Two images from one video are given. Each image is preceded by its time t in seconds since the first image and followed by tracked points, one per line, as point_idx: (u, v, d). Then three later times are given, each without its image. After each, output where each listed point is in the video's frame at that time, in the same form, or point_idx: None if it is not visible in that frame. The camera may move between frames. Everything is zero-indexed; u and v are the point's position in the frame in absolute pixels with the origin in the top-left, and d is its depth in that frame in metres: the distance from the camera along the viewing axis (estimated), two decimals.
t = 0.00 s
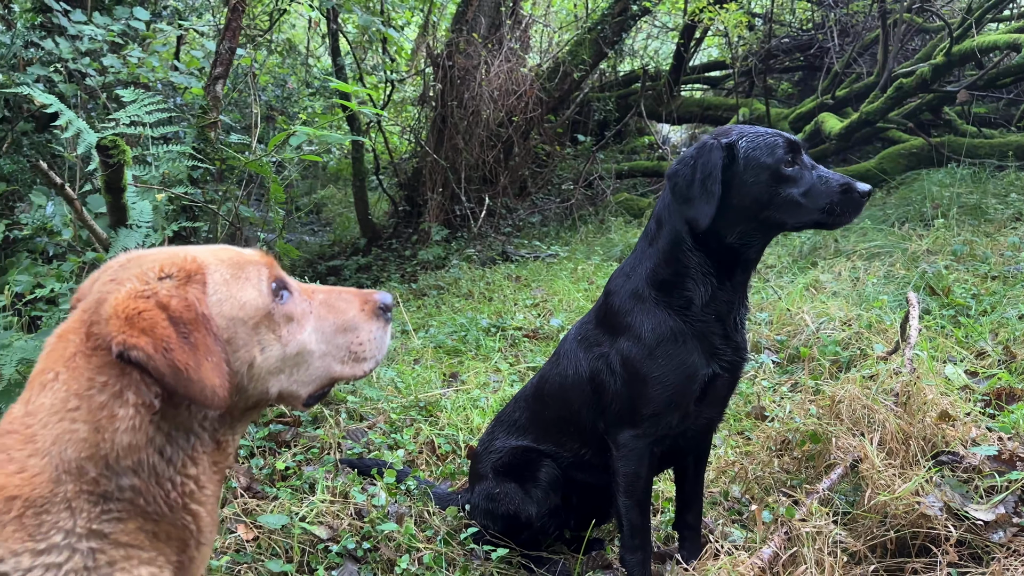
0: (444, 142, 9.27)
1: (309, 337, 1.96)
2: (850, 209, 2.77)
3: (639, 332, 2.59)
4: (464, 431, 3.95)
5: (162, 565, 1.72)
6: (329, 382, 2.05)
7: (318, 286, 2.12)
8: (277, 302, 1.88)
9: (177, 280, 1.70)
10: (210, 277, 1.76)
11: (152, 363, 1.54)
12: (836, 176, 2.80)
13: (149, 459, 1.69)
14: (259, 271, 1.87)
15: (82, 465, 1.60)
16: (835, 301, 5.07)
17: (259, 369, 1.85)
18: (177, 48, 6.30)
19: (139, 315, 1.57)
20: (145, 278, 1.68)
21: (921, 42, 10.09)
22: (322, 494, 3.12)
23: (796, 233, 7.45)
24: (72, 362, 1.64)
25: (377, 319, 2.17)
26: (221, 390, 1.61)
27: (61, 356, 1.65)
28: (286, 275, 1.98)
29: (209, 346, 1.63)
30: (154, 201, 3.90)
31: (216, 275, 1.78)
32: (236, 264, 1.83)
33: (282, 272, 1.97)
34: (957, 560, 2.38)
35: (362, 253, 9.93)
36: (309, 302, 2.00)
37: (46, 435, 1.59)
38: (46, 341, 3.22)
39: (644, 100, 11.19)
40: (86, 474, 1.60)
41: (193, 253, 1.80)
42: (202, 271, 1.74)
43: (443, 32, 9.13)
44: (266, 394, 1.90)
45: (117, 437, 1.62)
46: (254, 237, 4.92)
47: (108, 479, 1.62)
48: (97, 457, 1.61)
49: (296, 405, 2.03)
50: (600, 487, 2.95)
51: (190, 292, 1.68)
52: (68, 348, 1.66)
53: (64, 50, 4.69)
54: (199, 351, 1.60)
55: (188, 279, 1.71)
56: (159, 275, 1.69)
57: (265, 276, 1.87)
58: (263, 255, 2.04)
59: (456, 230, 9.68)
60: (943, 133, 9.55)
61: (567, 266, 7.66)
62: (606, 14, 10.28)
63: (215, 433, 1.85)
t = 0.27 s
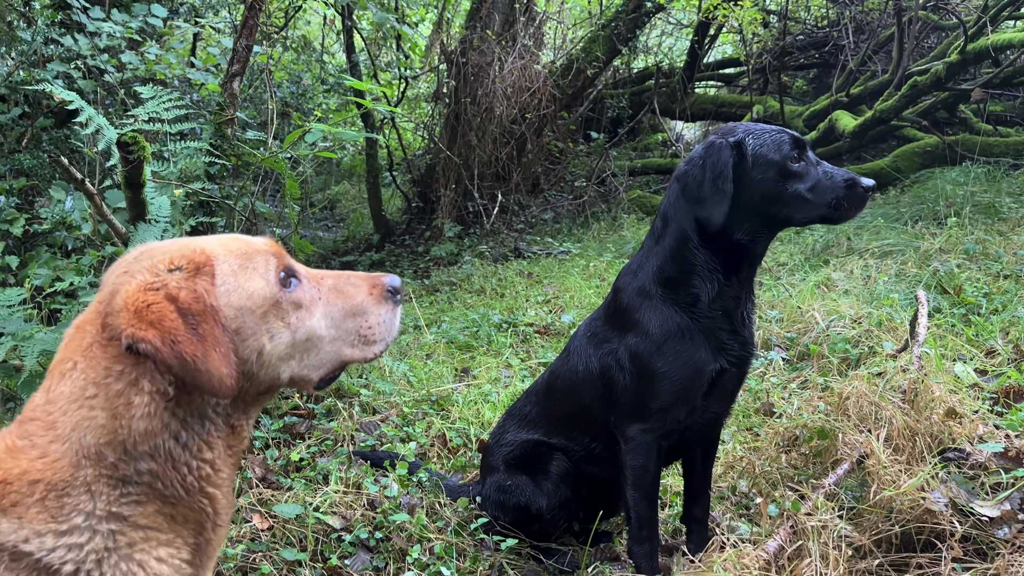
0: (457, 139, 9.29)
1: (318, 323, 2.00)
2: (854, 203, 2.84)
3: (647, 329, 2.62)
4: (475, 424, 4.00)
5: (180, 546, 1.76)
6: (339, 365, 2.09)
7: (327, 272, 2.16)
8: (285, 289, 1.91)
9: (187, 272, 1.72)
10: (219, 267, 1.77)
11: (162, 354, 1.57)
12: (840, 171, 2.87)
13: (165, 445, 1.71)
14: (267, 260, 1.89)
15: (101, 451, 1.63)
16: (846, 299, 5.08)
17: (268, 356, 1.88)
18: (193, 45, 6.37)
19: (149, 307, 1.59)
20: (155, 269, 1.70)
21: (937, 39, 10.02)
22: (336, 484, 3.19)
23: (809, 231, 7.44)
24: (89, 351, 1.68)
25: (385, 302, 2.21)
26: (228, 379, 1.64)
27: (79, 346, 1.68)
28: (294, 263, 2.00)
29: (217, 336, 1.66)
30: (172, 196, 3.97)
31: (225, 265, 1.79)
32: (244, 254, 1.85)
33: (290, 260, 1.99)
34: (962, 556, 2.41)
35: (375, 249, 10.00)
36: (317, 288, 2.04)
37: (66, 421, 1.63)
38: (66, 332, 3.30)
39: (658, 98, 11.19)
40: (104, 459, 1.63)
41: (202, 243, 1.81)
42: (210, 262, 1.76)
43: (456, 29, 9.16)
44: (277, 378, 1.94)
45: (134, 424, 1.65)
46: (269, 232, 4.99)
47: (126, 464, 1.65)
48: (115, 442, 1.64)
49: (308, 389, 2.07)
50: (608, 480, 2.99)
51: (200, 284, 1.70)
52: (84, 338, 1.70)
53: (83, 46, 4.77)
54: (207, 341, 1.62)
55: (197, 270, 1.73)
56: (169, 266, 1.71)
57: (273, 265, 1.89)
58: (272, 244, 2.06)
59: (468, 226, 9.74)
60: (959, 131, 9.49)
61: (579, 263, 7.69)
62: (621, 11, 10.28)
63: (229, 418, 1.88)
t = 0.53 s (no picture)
0: (470, 134, 9.39)
1: (333, 320, 2.04)
2: (861, 200, 2.85)
3: (655, 324, 2.65)
4: (486, 418, 4.05)
5: (198, 534, 1.80)
6: (352, 362, 2.13)
7: (343, 270, 2.20)
8: (301, 288, 1.95)
9: (207, 268, 1.75)
10: (238, 265, 1.81)
11: (181, 347, 1.60)
12: (847, 168, 2.87)
13: (183, 436, 1.75)
14: (285, 258, 1.92)
15: (122, 440, 1.67)
16: (857, 296, 5.09)
17: (283, 353, 1.92)
18: (209, 41, 6.44)
19: (169, 302, 1.63)
20: (176, 264, 1.73)
21: (953, 35, 9.96)
22: (349, 476, 3.24)
23: (821, 229, 7.44)
24: (111, 342, 1.72)
25: (400, 303, 2.25)
26: (244, 372, 1.67)
27: (101, 337, 1.72)
28: (311, 261, 2.04)
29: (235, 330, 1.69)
30: (189, 191, 4.04)
31: (244, 262, 1.83)
32: (263, 252, 1.89)
33: (307, 258, 2.03)
34: (968, 552, 2.42)
35: (388, 243, 10.07)
36: (333, 286, 2.08)
37: (88, 411, 1.68)
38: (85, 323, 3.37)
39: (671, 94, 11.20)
40: (125, 448, 1.67)
41: (222, 240, 1.85)
42: (230, 259, 1.79)
43: (470, 24, 9.17)
44: (291, 374, 1.98)
45: (153, 414, 1.69)
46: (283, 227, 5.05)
47: (145, 453, 1.69)
48: (135, 431, 1.68)
49: (321, 384, 2.12)
50: (618, 473, 3.02)
51: (218, 280, 1.74)
52: (106, 330, 1.74)
53: (101, 42, 4.85)
54: (225, 336, 1.65)
55: (216, 267, 1.76)
56: (189, 262, 1.74)
57: (291, 263, 1.93)
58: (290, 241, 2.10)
59: (480, 222, 9.80)
60: (974, 128, 9.44)
61: (591, 259, 7.72)
62: (634, 6, 10.30)
63: (246, 410, 1.91)
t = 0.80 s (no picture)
0: (485, 128, 9.45)
1: (352, 315, 2.07)
2: (878, 196, 2.85)
3: (670, 318, 2.67)
4: (501, 412, 4.07)
5: (222, 522, 1.81)
6: (371, 357, 2.17)
7: (363, 265, 2.22)
8: (322, 283, 1.97)
9: (230, 263, 1.77)
10: (261, 260, 1.83)
11: (203, 341, 1.62)
12: (863, 164, 2.88)
13: (206, 426, 1.74)
14: (306, 254, 1.94)
15: (146, 430, 1.67)
16: (874, 293, 5.07)
17: (303, 347, 1.94)
18: (227, 36, 6.49)
19: (191, 295, 1.64)
20: (199, 258, 1.75)
21: (974, 29, 9.86)
22: (366, 467, 3.29)
23: (838, 225, 7.41)
24: (136, 333, 1.71)
25: (418, 298, 2.27)
26: (265, 366, 1.69)
27: (126, 328, 1.71)
28: (332, 257, 2.07)
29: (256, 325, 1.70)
30: (210, 185, 4.10)
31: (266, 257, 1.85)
32: (285, 247, 1.91)
33: (328, 254, 2.05)
34: (982, 549, 2.42)
35: (403, 237, 10.12)
36: (353, 282, 2.10)
37: (113, 400, 1.67)
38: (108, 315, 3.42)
39: (687, 88, 11.17)
40: (149, 438, 1.67)
41: (244, 235, 1.86)
42: (252, 254, 1.81)
43: (486, 18, 9.17)
44: (311, 367, 1.99)
45: (177, 405, 1.68)
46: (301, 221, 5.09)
47: (170, 443, 1.69)
48: (160, 421, 1.67)
49: (340, 377, 2.14)
50: (632, 467, 3.05)
51: (240, 275, 1.75)
52: (131, 322, 1.73)
53: (121, 37, 4.91)
54: (246, 330, 1.67)
55: (239, 262, 1.78)
56: (212, 257, 1.76)
57: (313, 259, 1.95)
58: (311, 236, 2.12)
59: (495, 216, 9.83)
60: (994, 124, 9.35)
61: (606, 254, 7.73)
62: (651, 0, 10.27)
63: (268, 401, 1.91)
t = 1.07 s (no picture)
0: (501, 121, 9.44)
1: (373, 301, 2.05)
2: (900, 183, 2.84)
3: (689, 308, 2.67)
4: (517, 402, 4.08)
5: (245, 502, 1.80)
6: (391, 343, 2.14)
7: (384, 252, 2.21)
8: (344, 268, 1.96)
9: (254, 247, 1.76)
10: (285, 244, 1.82)
11: (224, 324, 1.60)
12: (886, 152, 2.86)
13: (229, 408, 1.73)
14: (330, 240, 1.93)
15: (170, 411, 1.66)
16: (892, 286, 5.04)
17: (325, 331, 1.92)
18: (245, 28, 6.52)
19: (215, 279, 1.63)
20: (224, 242, 1.74)
21: (996, 21, 9.74)
22: (383, 454, 3.31)
23: (857, 219, 7.35)
24: (161, 316, 1.70)
25: (438, 285, 2.26)
26: (287, 350, 1.66)
27: (151, 310, 1.71)
28: (354, 243, 2.06)
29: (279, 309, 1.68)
30: (230, 174, 4.14)
31: (290, 242, 1.84)
32: (309, 232, 1.90)
33: (351, 240, 2.04)
34: (1002, 541, 2.41)
35: (418, 230, 10.14)
36: (375, 268, 2.09)
37: (137, 381, 1.67)
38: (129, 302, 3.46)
39: (704, 81, 11.11)
40: (173, 419, 1.66)
41: (269, 219, 1.86)
42: (277, 239, 1.81)
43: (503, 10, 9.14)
44: (332, 351, 1.97)
45: (200, 386, 1.67)
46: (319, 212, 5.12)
47: (193, 424, 1.68)
48: (183, 403, 1.67)
49: (361, 363, 2.12)
50: (650, 456, 3.05)
51: (264, 259, 1.74)
52: (156, 304, 1.73)
53: (141, 28, 4.95)
54: (269, 315, 1.65)
55: (263, 246, 1.77)
56: (237, 241, 1.75)
57: (335, 244, 1.94)
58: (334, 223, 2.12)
59: (511, 209, 9.87)
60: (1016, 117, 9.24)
61: (621, 247, 7.71)
62: None
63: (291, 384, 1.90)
